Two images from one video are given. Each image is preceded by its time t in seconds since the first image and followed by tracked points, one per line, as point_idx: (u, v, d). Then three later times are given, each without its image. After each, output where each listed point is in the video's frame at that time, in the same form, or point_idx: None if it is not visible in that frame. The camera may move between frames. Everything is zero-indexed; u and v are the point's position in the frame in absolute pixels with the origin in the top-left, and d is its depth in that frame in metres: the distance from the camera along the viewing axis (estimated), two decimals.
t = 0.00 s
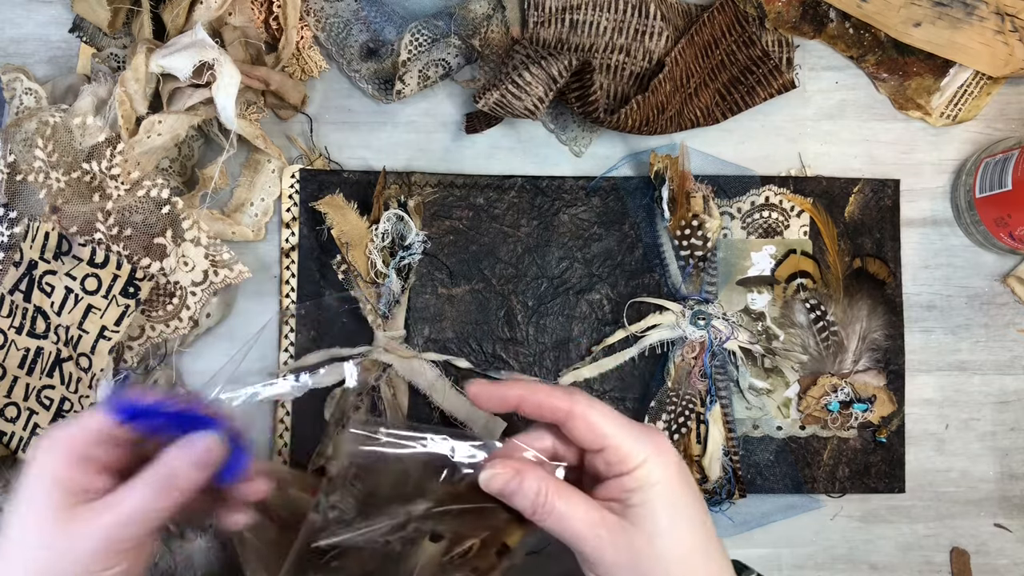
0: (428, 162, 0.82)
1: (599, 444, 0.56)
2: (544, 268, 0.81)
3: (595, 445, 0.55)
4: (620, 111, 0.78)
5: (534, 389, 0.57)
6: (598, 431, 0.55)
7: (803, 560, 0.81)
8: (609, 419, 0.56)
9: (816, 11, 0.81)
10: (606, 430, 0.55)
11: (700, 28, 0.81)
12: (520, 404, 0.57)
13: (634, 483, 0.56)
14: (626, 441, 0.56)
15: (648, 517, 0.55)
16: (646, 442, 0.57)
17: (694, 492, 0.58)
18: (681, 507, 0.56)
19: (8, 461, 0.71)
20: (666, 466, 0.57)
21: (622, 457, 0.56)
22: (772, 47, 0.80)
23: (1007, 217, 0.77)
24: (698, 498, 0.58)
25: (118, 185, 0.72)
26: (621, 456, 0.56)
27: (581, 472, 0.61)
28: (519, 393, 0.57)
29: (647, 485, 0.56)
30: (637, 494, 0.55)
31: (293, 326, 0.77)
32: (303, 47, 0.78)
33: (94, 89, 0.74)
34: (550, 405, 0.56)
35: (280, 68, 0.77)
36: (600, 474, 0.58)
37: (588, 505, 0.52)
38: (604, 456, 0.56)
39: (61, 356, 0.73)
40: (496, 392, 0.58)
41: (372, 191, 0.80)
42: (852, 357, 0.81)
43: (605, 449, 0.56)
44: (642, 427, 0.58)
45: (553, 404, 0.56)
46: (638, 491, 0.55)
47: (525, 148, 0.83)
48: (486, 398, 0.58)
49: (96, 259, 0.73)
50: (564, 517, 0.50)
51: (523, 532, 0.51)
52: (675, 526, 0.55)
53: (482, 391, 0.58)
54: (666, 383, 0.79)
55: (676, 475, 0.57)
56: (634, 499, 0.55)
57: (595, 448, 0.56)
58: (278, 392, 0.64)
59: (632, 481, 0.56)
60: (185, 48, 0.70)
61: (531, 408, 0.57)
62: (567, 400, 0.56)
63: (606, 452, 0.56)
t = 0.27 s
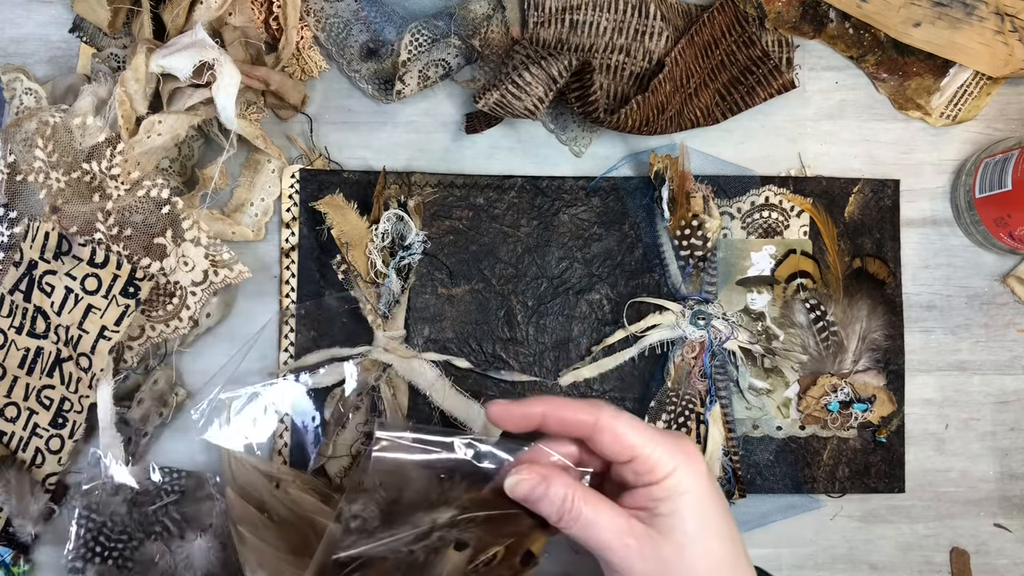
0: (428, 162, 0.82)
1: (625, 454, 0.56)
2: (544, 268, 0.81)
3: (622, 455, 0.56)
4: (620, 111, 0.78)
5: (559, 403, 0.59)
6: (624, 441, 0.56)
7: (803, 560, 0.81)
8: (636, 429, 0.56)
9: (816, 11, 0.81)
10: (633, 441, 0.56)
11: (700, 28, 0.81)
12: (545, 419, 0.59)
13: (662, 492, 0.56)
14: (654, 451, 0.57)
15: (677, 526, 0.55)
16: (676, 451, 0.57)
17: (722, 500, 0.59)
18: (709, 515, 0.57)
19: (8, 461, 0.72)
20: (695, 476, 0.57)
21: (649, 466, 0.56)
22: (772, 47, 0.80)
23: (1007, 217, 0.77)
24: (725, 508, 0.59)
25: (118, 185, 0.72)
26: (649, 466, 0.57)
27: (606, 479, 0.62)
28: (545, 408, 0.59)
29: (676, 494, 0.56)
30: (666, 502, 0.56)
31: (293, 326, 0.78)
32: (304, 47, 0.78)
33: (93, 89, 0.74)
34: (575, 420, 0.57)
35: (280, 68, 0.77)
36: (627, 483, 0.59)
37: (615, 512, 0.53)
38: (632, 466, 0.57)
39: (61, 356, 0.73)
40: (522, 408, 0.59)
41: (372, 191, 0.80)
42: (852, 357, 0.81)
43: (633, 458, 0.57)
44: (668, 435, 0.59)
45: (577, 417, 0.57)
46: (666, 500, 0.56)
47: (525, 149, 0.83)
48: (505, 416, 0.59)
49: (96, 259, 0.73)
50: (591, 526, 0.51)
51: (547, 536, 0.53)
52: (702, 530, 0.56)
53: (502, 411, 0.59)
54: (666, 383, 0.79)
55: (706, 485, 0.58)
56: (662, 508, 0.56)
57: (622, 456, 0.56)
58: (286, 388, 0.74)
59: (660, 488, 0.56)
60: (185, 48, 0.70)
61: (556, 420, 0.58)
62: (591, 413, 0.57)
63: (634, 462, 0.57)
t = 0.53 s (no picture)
0: (428, 162, 0.82)
1: (626, 451, 0.56)
2: (544, 268, 0.81)
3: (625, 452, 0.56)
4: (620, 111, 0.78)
5: (559, 401, 0.59)
6: (625, 438, 0.56)
7: (803, 560, 0.81)
8: (638, 426, 0.57)
9: (815, 11, 0.82)
10: (635, 437, 0.56)
11: (700, 28, 0.81)
12: (546, 418, 0.59)
13: (665, 489, 0.56)
14: (656, 448, 0.57)
15: (681, 523, 0.55)
16: (677, 447, 0.58)
17: (724, 498, 0.59)
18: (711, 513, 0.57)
19: (8, 461, 0.72)
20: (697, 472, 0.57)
21: (652, 463, 0.57)
22: (772, 47, 0.80)
23: (1007, 217, 0.77)
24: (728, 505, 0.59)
25: (118, 185, 0.72)
26: (652, 463, 0.57)
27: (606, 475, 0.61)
28: (544, 407, 0.59)
29: (678, 491, 0.56)
30: (669, 500, 0.56)
31: (293, 326, 0.78)
32: (304, 47, 0.78)
33: (94, 89, 0.74)
34: (576, 418, 0.57)
35: (280, 68, 0.77)
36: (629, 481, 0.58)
37: (618, 509, 0.53)
38: (635, 463, 0.57)
39: (61, 356, 0.73)
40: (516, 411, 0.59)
41: (372, 191, 0.80)
42: (852, 356, 0.81)
43: (635, 455, 0.57)
44: (669, 431, 0.59)
45: (578, 414, 0.57)
46: (669, 497, 0.56)
47: (525, 149, 0.83)
48: (506, 417, 0.59)
49: (96, 259, 0.73)
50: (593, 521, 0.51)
51: (548, 532, 0.53)
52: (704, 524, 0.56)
53: (502, 411, 0.59)
54: (666, 383, 0.79)
55: (708, 482, 0.58)
56: (666, 505, 0.56)
57: (623, 452, 0.56)
58: (285, 389, 0.74)
59: (663, 486, 0.56)
60: (185, 48, 0.70)
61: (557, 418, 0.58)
62: (591, 411, 0.57)
63: (636, 459, 0.57)
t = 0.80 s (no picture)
0: (428, 162, 0.82)
1: (610, 517, 0.54)
2: (544, 268, 0.81)
3: (606, 519, 0.54)
4: (620, 111, 0.78)
5: (540, 479, 0.57)
6: (606, 505, 0.55)
7: (803, 560, 0.81)
8: (616, 489, 0.55)
9: (816, 11, 0.81)
10: (614, 502, 0.54)
11: (700, 28, 0.81)
12: (525, 494, 0.57)
13: (651, 554, 0.54)
14: (640, 510, 0.55)
15: None
16: (659, 505, 0.56)
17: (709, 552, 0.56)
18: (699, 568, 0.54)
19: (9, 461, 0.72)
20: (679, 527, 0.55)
21: (636, 530, 0.54)
22: (772, 47, 0.80)
23: (1007, 217, 0.77)
24: (715, 562, 0.56)
25: (118, 185, 0.72)
26: (636, 528, 0.54)
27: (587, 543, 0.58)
28: (523, 485, 0.57)
29: (663, 554, 0.54)
30: (655, 560, 0.53)
31: (293, 326, 0.78)
32: (304, 47, 0.78)
33: (94, 89, 0.74)
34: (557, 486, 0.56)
35: (280, 68, 0.77)
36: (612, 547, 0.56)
37: None
38: (619, 530, 0.55)
39: (61, 356, 0.73)
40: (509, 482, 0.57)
41: (372, 191, 0.80)
42: (852, 356, 0.81)
43: (618, 520, 0.55)
44: (652, 490, 0.57)
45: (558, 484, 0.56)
46: (655, 557, 0.54)
47: (525, 149, 0.83)
48: (487, 502, 0.56)
49: (96, 259, 0.73)
50: None
51: None
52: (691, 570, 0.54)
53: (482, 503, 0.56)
54: (666, 383, 0.79)
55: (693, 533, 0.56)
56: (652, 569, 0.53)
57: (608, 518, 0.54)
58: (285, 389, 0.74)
59: (648, 546, 0.54)
60: (185, 48, 0.70)
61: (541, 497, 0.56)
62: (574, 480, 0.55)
63: (619, 527, 0.55)
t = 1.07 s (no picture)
0: (428, 162, 0.82)
1: None
2: (544, 268, 0.81)
3: None
4: (620, 111, 0.78)
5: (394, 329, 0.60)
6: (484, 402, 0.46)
7: (803, 560, 0.81)
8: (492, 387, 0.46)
9: (816, 11, 0.82)
10: None
11: (700, 28, 0.81)
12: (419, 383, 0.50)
13: None
14: None
15: None
16: None
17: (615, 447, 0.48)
18: None
19: (9, 461, 0.72)
20: None
21: None
22: (772, 47, 0.80)
23: (1006, 217, 0.77)
24: None
25: (118, 185, 0.72)
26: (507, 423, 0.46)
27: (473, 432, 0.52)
28: (382, 327, 0.59)
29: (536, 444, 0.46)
30: None
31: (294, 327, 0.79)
32: (304, 47, 0.78)
33: (94, 89, 0.74)
34: None
35: (280, 68, 0.77)
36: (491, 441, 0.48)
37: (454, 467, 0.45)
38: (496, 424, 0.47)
39: (61, 356, 0.73)
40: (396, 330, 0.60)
41: (372, 191, 0.80)
42: (852, 356, 0.81)
43: None
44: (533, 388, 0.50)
45: None
46: None
47: (525, 148, 0.83)
48: None
49: (96, 259, 0.72)
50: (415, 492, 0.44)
51: None
52: None
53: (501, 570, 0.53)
54: (666, 383, 0.79)
55: None
56: None
57: None
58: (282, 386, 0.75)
59: None
60: (185, 48, 0.70)
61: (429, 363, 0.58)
62: None
63: None
